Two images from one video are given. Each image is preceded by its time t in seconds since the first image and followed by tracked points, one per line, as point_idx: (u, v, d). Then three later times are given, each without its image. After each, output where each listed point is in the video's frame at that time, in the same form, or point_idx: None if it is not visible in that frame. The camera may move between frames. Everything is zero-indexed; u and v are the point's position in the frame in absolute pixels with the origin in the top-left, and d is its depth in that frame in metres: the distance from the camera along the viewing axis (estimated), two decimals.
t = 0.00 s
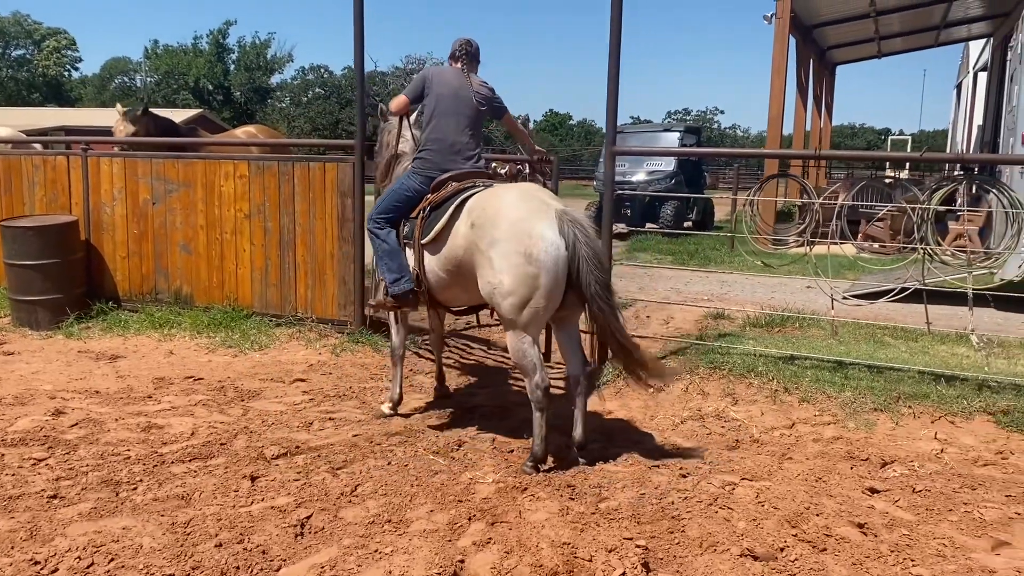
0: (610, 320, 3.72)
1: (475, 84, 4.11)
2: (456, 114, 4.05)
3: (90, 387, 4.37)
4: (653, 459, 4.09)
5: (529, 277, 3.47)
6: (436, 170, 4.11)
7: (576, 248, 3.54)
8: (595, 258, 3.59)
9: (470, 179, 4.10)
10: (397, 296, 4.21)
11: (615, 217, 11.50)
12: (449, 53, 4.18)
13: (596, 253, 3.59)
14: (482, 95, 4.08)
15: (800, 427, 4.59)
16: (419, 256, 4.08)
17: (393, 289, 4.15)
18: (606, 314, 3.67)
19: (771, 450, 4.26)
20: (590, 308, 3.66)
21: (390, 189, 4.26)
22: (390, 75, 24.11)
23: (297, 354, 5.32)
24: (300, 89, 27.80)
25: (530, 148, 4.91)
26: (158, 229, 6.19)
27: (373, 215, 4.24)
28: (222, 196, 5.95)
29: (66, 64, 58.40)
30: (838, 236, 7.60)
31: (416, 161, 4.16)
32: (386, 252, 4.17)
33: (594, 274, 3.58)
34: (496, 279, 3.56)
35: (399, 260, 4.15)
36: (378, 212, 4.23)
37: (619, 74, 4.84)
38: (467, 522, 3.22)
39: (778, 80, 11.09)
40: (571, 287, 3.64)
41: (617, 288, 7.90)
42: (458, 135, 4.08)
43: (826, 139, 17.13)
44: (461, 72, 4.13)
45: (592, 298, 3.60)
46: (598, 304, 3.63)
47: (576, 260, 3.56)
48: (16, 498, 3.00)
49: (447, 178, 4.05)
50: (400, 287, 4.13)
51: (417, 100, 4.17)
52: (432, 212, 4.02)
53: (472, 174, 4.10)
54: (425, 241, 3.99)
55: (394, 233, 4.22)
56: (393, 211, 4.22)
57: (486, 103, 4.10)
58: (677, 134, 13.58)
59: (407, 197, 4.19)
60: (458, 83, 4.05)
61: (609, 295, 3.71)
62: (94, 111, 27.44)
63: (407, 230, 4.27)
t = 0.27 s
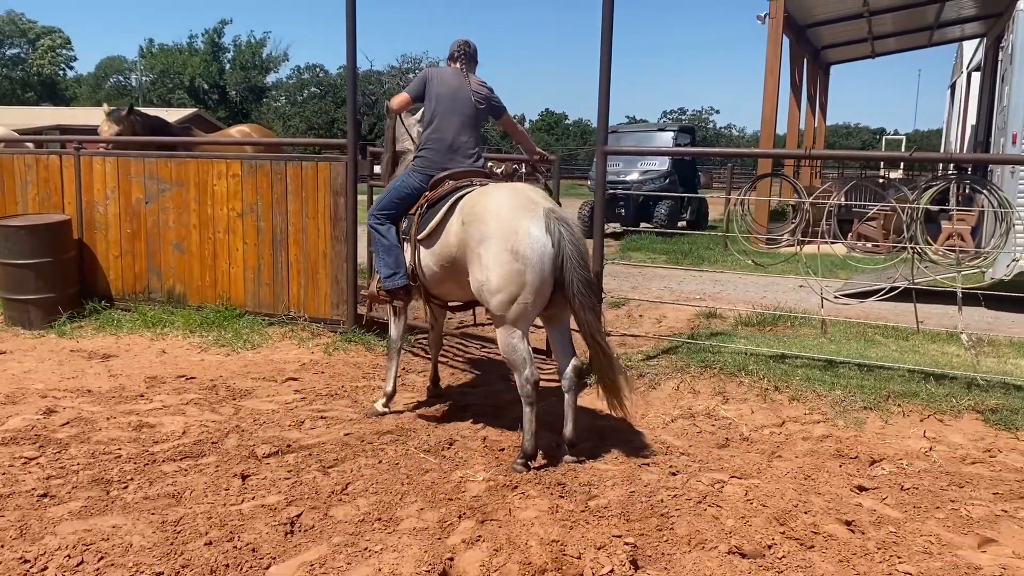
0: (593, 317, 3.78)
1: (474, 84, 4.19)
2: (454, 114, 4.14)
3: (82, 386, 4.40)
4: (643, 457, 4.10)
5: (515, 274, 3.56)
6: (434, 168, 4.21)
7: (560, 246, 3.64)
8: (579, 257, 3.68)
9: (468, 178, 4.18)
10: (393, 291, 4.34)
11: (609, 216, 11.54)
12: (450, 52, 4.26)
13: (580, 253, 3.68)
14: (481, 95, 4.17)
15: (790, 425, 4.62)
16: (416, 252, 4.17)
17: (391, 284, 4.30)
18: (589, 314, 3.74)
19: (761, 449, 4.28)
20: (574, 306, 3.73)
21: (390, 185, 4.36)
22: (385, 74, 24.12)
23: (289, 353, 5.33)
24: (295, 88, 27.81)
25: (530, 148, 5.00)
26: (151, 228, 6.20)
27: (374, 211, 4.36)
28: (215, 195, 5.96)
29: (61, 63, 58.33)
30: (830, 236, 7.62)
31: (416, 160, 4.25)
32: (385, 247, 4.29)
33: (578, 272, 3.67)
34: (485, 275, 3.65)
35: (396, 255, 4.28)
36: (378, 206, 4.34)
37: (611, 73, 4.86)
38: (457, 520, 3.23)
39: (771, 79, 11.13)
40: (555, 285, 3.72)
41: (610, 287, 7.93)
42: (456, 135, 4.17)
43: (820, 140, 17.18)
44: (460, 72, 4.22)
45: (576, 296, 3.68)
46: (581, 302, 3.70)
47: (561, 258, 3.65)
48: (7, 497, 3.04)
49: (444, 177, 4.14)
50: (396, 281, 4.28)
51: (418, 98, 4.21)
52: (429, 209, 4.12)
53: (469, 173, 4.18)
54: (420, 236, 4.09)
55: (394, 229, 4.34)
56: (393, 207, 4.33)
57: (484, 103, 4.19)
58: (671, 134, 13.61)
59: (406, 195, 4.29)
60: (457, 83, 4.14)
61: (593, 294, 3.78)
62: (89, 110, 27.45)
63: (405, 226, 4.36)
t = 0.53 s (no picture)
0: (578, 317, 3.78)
1: (469, 86, 4.28)
2: (449, 115, 4.24)
3: (74, 385, 4.42)
4: (635, 454, 4.11)
5: (499, 274, 3.64)
6: (430, 170, 4.30)
7: (545, 247, 3.69)
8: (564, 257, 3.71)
9: (463, 179, 4.27)
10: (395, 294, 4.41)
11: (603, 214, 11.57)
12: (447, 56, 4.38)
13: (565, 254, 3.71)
14: (475, 97, 4.25)
15: (781, 422, 4.64)
16: (413, 252, 4.23)
17: (392, 287, 4.37)
18: (574, 314, 3.76)
19: (752, 445, 4.30)
20: (558, 306, 3.76)
21: (389, 188, 4.45)
22: (379, 72, 24.11)
23: (282, 352, 5.33)
24: (289, 86, 27.79)
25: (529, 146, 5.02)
26: (143, 226, 6.20)
27: (375, 216, 4.43)
28: (208, 193, 5.96)
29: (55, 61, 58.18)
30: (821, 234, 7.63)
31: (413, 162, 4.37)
32: (387, 252, 4.38)
33: (562, 272, 3.70)
34: (470, 274, 3.74)
35: (398, 259, 4.37)
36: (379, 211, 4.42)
37: (603, 71, 4.87)
38: (448, 517, 3.24)
39: (764, 77, 11.16)
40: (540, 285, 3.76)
41: (604, 285, 7.95)
42: (451, 137, 4.26)
43: (814, 138, 17.23)
44: (455, 75, 4.32)
45: (560, 296, 3.71)
46: (565, 302, 3.72)
47: (545, 259, 3.69)
48: None
49: (439, 177, 4.23)
50: (398, 284, 4.36)
51: (413, 101, 4.38)
52: (427, 210, 4.18)
53: (464, 174, 4.27)
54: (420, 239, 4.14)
55: (394, 232, 4.42)
56: (393, 211, 4.41)
57: (479, 104, 4.27)
58: (665, 132, 13.63)
59: (404, 197, 4.38)
60: (452, 86, 4.24)
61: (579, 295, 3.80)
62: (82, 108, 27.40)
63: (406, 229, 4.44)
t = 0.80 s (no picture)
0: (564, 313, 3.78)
1: (464, 84, 4.32)
2: (443, 113, 4.30)
3: (67, 383, 4.44)
4: (627, 450, 4.12)
5: (488, 272, 3.68)
6: (424, 165, 4.37)
7: (533, 245, 3.70)
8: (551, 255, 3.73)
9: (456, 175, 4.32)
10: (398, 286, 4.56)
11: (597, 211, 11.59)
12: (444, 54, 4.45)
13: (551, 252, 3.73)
14: (470, 95, 4.30)
15: (773, 418, 4.67)
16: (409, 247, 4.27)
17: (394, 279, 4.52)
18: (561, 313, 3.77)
19: (744, 441, 4.32)
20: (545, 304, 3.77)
21: (388, 185, 4.58)
22: (373, 69, 24.08)
23: (275, 349, 5.34)
24: (282, 83, 27.74)
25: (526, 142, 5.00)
26: (136, 224, 6.18)
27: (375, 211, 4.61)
28: (200, 190, 5.95)
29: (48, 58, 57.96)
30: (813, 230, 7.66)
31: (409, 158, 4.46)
32: (386, 245, 4.54)
33: (548, 271, 3.72)
34: (460, 272, 3.78)
35: (397, 252, 4.51)
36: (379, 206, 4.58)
37: (595, 67, 4.87)
38: (441, 513, 3.25)
39: (757, 74, 11.18)
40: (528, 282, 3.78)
41: (597, 282, 7.96)
42: (445, 134, 4.32)
43: (808, 135, 17.27)
44: (451, 73, 4.36)
45: (547, 294, 3.72)
46: (552, 300, 3.74)
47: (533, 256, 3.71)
48: None
49: (433, 173, 4.30)
50: (399, 276, 4.50)
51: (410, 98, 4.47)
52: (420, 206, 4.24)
53: (457, 170, 4.32)
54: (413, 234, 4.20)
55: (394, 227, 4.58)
56: (391, 207, 4.56)
57: (474, 102, 4.32)
58: (659, 128, 13.65)
59: (401, 192, 4.50)
60: (447, 83, 4.29)
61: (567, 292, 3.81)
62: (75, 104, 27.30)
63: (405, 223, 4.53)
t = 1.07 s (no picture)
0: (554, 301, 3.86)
1: (460, 76, 4.40)
2: (441, 107, 4.38)
3: (59, 381, 4.45)
4: (620, 445, 4.13)
5: (479, 262, 3.80)
6: (424, 159, 4.44)
7: (523, 234, 3.80)
8: (540, 245, 3.81)
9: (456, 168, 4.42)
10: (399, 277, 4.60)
11: (590, 208, 11.61)
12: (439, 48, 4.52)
13: (540, 242, 3.81)
14: (466, 88, 4.40)
15: (765, 412, 4.69)
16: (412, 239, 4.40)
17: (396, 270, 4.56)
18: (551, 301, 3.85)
19: (736, 435, 4.34)
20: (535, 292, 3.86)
21: (390, 179, 4.62)
22: (366, 66, 24.03)
23: (268, 346, 5.34)
24: (275, 80, 27.67)
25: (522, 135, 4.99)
26: (128, 220, 6.17)
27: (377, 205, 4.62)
28: (192, 187, 5.93)
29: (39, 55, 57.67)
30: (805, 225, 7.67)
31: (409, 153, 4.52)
32: (389, 238, 4.56)
33: (538, 259, 3.80)
34: (454, 262, 3.92)
35: (400, 244, 4.54)
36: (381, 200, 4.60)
37: (587, 62, 4.87)
38: (434, 508, 3.26)
39: (750, 70, 11.19)
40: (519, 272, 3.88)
41: (590, 278, 7.98)
42: (445, 128, 4.40)
43: (801, 131, 17.31)
44: (447, 65, 4.44)
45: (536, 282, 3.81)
46: (541, 288, 3.82)
47: (523, 246, 3.80)
48: None
49: (433, 166, 4.39)
50: (401, 267, 4.55)
51: (407, 93, 4.55)
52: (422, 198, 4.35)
53: (457, 162, 4.42)
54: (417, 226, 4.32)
55: (397, 220, 4.59)
56: (393, 199, 4.58)
57: (470, 95, 4.41)
58: (652, 125, 13.66)
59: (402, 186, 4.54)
60: (443, 76, 4.37)
61: (558, 281, 3.89)
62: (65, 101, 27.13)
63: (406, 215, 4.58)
